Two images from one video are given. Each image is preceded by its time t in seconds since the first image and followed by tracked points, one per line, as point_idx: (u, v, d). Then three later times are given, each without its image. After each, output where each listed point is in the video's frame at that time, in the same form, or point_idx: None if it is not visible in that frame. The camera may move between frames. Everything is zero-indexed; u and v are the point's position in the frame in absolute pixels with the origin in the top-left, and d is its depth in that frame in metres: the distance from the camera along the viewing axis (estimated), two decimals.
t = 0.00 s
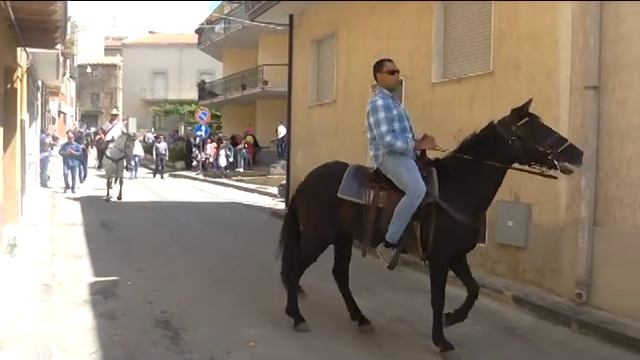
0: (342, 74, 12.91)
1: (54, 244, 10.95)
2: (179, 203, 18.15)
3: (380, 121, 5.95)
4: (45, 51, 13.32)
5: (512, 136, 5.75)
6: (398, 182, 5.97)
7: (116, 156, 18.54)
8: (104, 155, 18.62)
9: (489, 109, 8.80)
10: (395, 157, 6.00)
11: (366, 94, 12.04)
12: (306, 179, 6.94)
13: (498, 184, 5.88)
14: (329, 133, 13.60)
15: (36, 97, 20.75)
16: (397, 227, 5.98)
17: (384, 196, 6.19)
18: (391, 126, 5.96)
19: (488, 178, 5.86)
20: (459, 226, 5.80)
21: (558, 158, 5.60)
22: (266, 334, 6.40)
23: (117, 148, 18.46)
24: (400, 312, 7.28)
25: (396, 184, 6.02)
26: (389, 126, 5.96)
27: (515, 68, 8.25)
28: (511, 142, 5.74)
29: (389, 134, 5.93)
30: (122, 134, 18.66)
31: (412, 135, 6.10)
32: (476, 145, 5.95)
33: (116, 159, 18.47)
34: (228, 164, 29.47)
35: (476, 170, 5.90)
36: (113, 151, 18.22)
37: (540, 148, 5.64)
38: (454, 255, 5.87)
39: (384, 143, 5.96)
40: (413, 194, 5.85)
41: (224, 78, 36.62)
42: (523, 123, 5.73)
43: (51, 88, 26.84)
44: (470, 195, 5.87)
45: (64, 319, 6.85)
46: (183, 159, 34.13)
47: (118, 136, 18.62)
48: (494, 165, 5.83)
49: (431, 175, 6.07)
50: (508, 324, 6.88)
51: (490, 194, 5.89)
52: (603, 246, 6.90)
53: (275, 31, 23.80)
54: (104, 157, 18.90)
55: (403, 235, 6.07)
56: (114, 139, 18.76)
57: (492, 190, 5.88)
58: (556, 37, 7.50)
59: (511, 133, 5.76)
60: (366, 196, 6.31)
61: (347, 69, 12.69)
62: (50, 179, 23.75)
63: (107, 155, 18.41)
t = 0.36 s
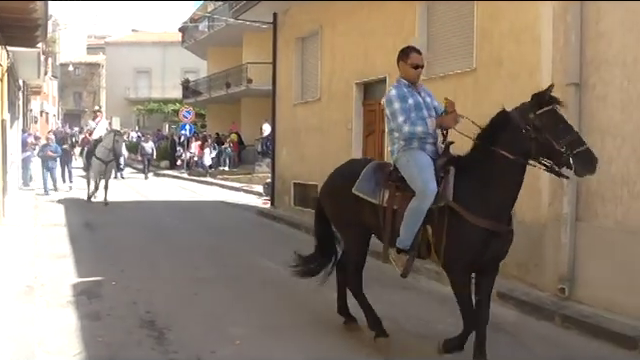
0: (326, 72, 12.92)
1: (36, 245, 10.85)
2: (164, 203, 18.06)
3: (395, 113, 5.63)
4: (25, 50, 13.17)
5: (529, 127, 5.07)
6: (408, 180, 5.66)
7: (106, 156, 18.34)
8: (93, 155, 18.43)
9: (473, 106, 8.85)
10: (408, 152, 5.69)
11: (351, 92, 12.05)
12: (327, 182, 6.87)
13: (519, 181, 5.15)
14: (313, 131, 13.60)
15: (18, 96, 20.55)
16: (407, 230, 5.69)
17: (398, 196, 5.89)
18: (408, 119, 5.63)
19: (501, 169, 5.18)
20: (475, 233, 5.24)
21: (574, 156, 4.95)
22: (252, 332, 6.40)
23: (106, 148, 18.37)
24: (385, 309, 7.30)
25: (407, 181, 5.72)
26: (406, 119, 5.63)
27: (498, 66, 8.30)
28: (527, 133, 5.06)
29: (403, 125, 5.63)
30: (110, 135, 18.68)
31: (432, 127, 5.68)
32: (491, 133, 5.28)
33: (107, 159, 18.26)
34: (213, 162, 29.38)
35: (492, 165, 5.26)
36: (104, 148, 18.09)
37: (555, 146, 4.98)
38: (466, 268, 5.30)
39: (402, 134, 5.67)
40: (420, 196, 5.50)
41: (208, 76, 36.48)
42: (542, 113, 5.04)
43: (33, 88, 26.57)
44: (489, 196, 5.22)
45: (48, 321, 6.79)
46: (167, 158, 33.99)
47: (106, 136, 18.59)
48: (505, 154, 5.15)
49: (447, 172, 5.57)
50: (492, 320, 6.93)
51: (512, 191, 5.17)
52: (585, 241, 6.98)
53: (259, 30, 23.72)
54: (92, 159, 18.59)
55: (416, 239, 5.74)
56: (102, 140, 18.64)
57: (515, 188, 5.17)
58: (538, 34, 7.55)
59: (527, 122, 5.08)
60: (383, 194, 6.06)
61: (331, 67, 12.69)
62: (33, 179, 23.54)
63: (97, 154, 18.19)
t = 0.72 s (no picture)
0: (309, 70, 12.91)
1: (16, 245, 10.74)
2: (146, 202, 17.95)
3: (417, 109, 5.16)
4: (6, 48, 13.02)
5: (548, 108, 4.62)
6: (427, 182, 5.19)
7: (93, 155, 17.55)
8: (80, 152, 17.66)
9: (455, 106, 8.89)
10: (428, 153, 5.22)
11: (333, 91, 12.05)
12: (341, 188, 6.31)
13: (554, 175, 4.68)
14: (297, 129, 13.60)
15: None
16: (431, 240, 5.22)
17: (418, 201, 5.42)
18: (429, 117, 5.15)
19: (529, 168, 4.74)
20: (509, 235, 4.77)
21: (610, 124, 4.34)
22: (235, 331, 6.40)
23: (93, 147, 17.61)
24: (369, 308, 7.32)
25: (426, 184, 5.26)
26: (428, 115, 5.15)
27: (480, 65, 8.34)
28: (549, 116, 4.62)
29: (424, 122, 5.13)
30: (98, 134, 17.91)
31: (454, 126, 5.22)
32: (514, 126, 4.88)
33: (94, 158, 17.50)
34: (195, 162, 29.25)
35: (516, 161, 4.82)
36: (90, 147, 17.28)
37: (582, 115, 4.44)
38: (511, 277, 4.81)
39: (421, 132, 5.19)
40: (440, 199, 5.06)
41: (191, 75, 36.32)
42: (559, 89, 4.58)
43: (13, 86, 26.29)
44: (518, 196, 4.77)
45: (30, 322, 6.73)
46: (150, 158, 33.80)
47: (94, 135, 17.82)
48: (535, 151, 4.70)
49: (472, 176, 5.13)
50: (474, 317, 6.98)
51: (546, 188, 4.69)
52: (565, 239, 7.06)
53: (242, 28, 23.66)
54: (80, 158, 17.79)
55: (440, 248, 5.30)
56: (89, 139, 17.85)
57: (548, 185, 4.69)
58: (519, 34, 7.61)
59: (546, 105, 4.64)
60: (400, 200, 5.59)
61: (314, 65, 12.69)
62: (13, 179, 23.28)
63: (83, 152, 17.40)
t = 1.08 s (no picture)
0: (307, 69, 12.91)
1: (14, 243, 10.73)
2: (143, 200, 17.93)
3: (458, 111, 4.68)
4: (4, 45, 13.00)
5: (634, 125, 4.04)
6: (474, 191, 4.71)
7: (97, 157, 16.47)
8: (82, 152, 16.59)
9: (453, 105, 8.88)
10: (476, 158, 4.75)
11: (332, 90, 12.05)
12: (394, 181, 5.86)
13: (617, 196, 4.16)
14: (295, 128, 13.59)
15: None
16: (472, 252, 4.71)
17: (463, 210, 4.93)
18: (472, 121, 4.67)
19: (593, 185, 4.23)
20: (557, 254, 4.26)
21: None
22: (233, 330, 6.40)
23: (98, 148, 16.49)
24: (367, 308, 7.33)
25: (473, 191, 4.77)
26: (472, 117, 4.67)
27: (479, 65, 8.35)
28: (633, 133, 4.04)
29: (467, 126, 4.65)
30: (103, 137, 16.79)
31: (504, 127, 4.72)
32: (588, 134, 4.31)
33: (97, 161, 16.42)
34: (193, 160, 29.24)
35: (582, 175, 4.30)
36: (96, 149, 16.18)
37: None
38: (537, 301, 4.34)
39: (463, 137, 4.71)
40: (485, 208, 4.55)
41: (189, 74, 36.30)
42: None
43: (10, 83, 26.27)
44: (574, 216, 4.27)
45: (28, 320, 6.74)
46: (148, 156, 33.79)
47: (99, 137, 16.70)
48: (595, 167, 4.23)
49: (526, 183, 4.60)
50: (473, 317, 6.99)
51: (608, 211, 4.19)
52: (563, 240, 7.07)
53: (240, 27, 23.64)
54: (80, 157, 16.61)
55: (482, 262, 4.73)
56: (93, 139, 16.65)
57: (609, 207, 4.18)
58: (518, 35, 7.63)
59: (635, 118, 4.04)
60: (444, 207, 5.11)
61: (313, 64, 12.69)
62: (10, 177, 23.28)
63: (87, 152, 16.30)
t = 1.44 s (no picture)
0: (320, 71, 12.93)
1: (29, 243, 10.84)
2: (157, 201, 18.04)
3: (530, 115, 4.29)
4: (20, 47, 13.14)
5: None
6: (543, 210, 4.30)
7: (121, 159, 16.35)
8: (107, 154, 16.37)
9: (466, 107, 8.86)
10: (547, 168, 4.34)
11: (344, 92, 12.07)
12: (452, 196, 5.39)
13: None
14: (307, 130, 13.62)
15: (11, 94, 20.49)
16: (548, 280, 4.31)
17: (532, 231, 4.50)
18: (546, 125, 4.26)
19: None
20: None
21: None
22: (246, 331, 6.42)
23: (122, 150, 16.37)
24: (379, 310, 7.33)
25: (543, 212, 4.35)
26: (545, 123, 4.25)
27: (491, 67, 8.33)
28: None
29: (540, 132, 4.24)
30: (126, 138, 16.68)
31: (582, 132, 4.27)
32: None
33: (122, 164, 16.33)
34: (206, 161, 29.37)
35: None
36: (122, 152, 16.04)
37: None
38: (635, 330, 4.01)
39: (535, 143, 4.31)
40: (556, 232, 4.14)
41: (201, 75, 36.47)
42: None
43: (25, 85, 26.52)
44: None
45: (43, 319, 6.81)
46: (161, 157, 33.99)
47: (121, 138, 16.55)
48: None
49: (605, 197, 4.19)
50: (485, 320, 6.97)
51: None
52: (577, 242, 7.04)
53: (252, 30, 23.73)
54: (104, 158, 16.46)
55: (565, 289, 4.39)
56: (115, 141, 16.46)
57: None
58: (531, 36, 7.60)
59: None
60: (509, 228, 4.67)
61: (325, 66, 12.71)
62: (25, 178, 23.53)
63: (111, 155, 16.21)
